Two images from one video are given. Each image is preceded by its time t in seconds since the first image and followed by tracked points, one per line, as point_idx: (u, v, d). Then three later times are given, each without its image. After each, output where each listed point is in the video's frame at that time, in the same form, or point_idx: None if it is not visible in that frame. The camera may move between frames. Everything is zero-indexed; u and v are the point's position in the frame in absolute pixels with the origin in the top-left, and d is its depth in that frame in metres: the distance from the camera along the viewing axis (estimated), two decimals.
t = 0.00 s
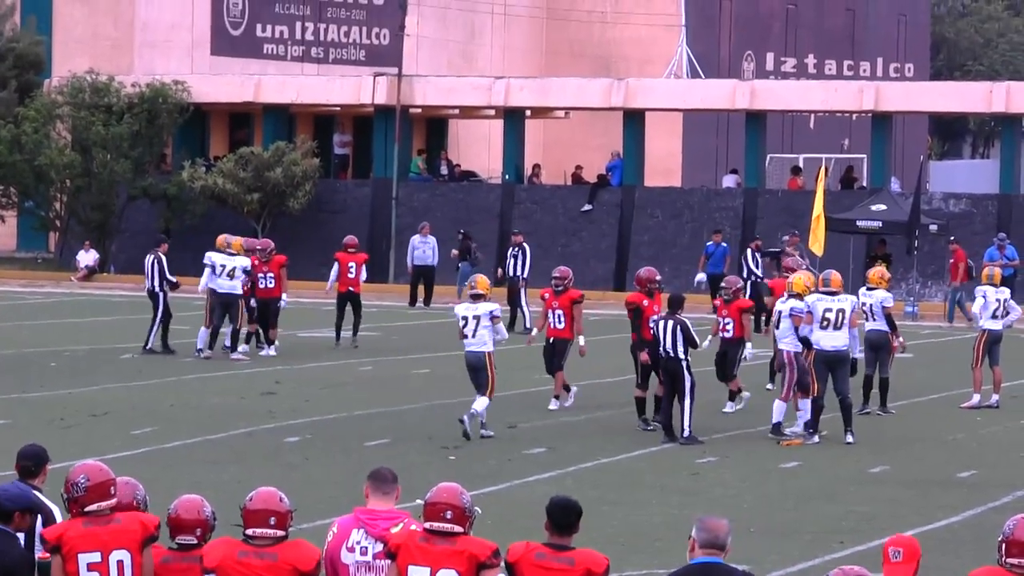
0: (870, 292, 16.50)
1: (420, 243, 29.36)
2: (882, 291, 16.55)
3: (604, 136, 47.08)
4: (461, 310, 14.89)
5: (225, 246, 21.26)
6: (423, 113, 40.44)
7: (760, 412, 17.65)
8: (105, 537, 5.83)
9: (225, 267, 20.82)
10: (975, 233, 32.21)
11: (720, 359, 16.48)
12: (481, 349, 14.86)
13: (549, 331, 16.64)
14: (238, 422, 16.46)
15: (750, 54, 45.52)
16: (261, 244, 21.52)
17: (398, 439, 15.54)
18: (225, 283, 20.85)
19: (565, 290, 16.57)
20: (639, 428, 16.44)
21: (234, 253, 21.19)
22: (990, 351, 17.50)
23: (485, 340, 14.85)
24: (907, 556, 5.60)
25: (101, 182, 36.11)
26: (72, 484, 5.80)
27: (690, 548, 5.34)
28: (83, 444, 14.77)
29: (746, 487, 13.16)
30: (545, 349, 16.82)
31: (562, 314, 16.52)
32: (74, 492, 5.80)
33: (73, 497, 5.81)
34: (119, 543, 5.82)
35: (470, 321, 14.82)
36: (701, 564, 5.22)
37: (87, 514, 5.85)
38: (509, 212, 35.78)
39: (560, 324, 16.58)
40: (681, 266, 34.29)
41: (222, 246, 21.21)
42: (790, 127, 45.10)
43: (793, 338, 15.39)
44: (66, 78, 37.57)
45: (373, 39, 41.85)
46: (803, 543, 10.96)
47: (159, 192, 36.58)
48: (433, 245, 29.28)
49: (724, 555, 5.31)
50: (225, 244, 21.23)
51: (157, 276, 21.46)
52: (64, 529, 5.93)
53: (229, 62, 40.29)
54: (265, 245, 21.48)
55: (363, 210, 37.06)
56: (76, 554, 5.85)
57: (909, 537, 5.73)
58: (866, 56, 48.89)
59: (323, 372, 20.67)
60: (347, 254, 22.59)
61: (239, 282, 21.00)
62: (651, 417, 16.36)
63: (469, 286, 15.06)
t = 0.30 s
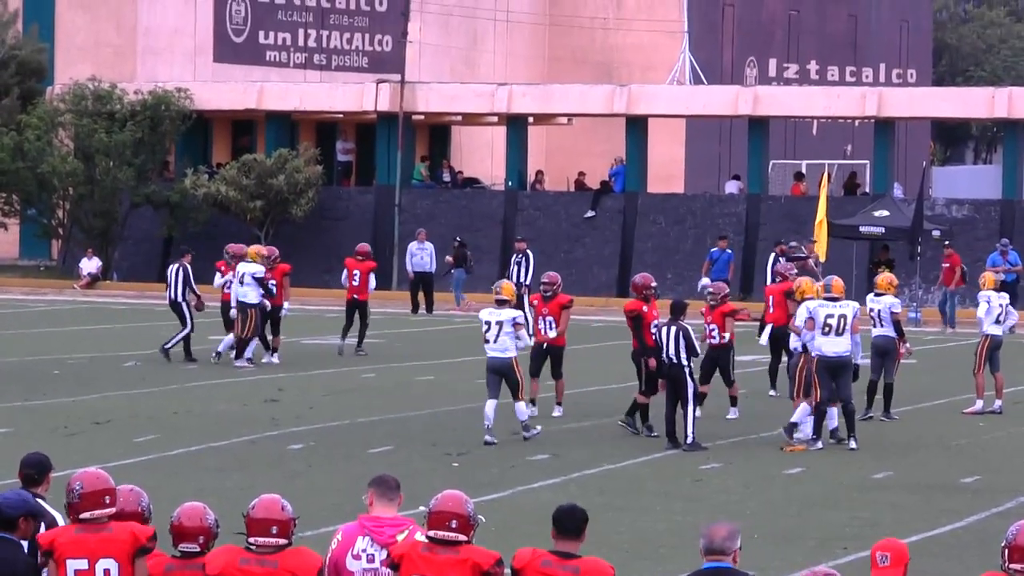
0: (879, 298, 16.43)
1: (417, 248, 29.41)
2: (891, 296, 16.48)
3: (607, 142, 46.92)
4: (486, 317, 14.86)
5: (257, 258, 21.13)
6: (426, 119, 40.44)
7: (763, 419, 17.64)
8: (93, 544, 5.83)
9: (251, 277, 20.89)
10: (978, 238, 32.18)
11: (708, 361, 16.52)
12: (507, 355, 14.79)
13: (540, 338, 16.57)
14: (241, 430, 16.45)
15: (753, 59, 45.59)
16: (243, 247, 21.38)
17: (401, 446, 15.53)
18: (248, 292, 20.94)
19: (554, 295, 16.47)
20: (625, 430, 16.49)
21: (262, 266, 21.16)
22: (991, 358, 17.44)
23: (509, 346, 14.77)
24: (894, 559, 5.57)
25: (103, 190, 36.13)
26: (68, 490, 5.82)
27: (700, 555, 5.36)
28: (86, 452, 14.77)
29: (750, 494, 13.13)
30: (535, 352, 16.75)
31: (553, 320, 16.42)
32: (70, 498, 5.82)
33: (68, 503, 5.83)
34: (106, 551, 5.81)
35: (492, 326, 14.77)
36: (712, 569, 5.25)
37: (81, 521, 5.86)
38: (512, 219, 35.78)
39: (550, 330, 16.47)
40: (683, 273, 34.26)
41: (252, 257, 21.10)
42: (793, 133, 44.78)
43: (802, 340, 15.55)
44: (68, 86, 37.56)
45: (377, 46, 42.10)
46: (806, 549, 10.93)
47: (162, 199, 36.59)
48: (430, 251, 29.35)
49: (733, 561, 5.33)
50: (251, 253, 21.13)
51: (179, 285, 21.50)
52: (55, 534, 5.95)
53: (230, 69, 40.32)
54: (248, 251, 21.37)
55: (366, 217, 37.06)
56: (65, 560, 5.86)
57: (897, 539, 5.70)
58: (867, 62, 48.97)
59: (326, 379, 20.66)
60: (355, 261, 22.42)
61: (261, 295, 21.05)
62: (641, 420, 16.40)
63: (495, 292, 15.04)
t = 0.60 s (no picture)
0: (881, 304, 16.53)
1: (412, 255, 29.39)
2: (894, 303, 16.58)
3: (605, 149, 46.94)
4: (509, 322, 15.44)
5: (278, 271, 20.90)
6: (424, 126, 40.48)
7: (762, 425, 17.63)
8: (82, 549, 5.82)
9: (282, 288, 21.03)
10: (976, 245, 32.19)
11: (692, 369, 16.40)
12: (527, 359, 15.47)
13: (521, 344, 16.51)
14: (239, 437, 16.45)
15: (751, 66, 45.12)
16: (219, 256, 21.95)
17: (399, 452, 15.54)
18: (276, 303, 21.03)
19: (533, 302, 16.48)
20: (608, 439, 16.43)
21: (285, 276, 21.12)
22: (985, 365, 17.42)
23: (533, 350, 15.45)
24: (884, 565, 5.59)
25: (101, 198, 36.23)
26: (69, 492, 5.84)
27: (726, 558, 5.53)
28: (85, 459, 14.76)
29: (748, 500, 13.13)
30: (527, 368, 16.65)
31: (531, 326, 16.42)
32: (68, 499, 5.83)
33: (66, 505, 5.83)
34: (93, 558, 5.80)
35: (516, 330, 15.38)
36: None
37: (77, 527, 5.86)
38: (510, 226, 35.79)
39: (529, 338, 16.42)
40: (681, 280, 34.27)
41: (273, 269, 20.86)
42: (790, 139, 44.90)
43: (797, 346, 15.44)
44: (67, 93, 37.48)
45: (375, 54, 41.44)
46: (805, 556, 10.92)
47: (160, 207, 36.63)
48: (425, 258, 29.34)
49: (758, 568, 5.45)
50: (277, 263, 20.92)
51: (189, 290, 21.57)
52: (51, 538, 5.98)
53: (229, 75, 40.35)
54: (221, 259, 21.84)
55: (364, 224, 37.06)
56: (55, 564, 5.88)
57: (886, 546, 5.72)
58: (866, 68, 49.48)
59: (325, 386, 20.66)
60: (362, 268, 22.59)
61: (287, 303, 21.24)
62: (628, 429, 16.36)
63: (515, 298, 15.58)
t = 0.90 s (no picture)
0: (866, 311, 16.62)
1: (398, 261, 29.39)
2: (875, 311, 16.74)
3: (592, 155, 47.06)
4: (509, 327, 15.54)
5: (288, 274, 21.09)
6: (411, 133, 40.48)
7: (747, 431, 17.66)
8: (77, 555, 5.84)
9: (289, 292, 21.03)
10: (961, 251, 32.28)
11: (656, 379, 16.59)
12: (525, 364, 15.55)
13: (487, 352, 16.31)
14: (225, 443, 16.43)
15: (737, 74, 45.47)
16: (187, 262, 22.07)
17: (385, 459, 15.53)
18: (281, 306, 20.85)
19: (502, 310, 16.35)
20: (593, 446, 16.47)
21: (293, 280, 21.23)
22: (967, 372, 17.43)
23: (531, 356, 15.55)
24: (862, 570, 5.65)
25: (87, 204, 36.07)
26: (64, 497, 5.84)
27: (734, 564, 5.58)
28: (70, 465, 14.73)
29: (733, 507, 13.14)
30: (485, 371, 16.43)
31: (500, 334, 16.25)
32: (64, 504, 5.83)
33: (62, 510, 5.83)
34: (86, 564, 5.82)
35: (517, 339, 15.52)
36: None
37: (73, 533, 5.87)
38: (496, 233, 35.80)
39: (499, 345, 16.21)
40: (667, 287, 34.30)
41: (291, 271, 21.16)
42: (777, 147, 44.98)
43: (779, 352, 15.41)
44: (53, 99, 37.40)
45: (361, 60, 42.39)
46: (790, 563, 10.94)
47: (146, 213, 36.58)
48: (410, 265, 29.33)
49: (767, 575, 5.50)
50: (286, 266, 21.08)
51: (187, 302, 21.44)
52: (48, 543, 5.99)
53: (215, 82, 40.42)
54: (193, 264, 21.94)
55: (350, 231, 37.04)
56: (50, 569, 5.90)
57: (867, 552, 5.77)
58: (852, 76, 49.55)
59: (311, 393, 20.62)
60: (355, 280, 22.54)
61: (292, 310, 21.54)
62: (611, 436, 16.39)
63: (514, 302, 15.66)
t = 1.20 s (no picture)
0: (827, 312, 16.66)
1: (370, 262, 29.39)
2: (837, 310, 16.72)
3: (561, 158, 46.97)
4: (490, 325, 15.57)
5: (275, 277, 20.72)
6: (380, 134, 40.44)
7: (716, 433, 17.75)
8: (59, 558, 5.87)
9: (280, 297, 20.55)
10: (929, 253, 32.48)
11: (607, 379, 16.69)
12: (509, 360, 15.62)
13: (441, 354, 16.33)
14: (194, 445, 16.40)
15: (706, 75, 45.59)
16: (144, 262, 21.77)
17: (354, 460, 15.54)
18: (272, 311, 20.47)
19: (458, 313, 16.30)
20: (558, 448, 16.45)
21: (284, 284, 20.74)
22: (932, 373, 17.54)
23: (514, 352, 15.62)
24: (833, 570, 5.69)
25: (56, 206, 35.95)
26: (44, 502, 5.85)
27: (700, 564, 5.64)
28: (39, 467, 14.70)
29: (702, 508, 13.21)
30: (435, 373, 16.45)
31: (456, 337, 16.25)
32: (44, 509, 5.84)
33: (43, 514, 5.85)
34: (71, 568, 5.85)
35: (497, 334, 15.58)
36: None
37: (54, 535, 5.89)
38: (465, 234, 35.82)
39: (454, 346, 16.29)
40: (637, 288, 34.40)
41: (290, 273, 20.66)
42: (746, 149, 45.14)
43: (741, 352, 15.52)
44: (21, 100, 37.21)
45: (331, 61, 42.24)
46: (759, 564, 11.00)
47: (115, 215, 36.43)
48: (382, 266, 29.30)
49: (735, 575, 5.57)
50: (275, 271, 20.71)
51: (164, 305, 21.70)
52: (26, 546, 6.00)
53: (184, 84, 40.10)
54: (150, 265, 21.68)
55: (320, 232, 37.01)
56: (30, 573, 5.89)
57: (836, 553, 5.82)
58: (821, 77, 49.69)
59: (280, 394, 20.59)
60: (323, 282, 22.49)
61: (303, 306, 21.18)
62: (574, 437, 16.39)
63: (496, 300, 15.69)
